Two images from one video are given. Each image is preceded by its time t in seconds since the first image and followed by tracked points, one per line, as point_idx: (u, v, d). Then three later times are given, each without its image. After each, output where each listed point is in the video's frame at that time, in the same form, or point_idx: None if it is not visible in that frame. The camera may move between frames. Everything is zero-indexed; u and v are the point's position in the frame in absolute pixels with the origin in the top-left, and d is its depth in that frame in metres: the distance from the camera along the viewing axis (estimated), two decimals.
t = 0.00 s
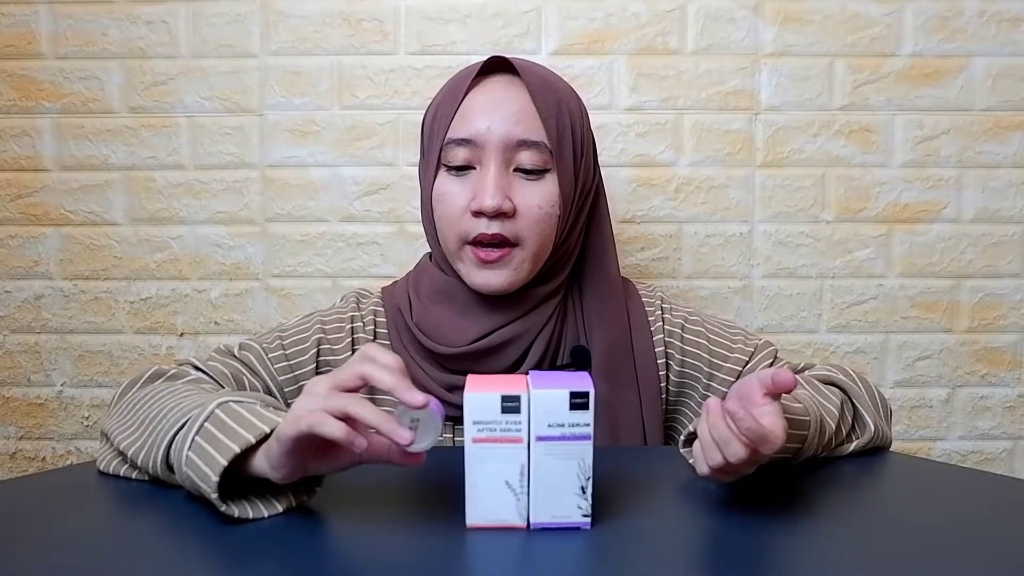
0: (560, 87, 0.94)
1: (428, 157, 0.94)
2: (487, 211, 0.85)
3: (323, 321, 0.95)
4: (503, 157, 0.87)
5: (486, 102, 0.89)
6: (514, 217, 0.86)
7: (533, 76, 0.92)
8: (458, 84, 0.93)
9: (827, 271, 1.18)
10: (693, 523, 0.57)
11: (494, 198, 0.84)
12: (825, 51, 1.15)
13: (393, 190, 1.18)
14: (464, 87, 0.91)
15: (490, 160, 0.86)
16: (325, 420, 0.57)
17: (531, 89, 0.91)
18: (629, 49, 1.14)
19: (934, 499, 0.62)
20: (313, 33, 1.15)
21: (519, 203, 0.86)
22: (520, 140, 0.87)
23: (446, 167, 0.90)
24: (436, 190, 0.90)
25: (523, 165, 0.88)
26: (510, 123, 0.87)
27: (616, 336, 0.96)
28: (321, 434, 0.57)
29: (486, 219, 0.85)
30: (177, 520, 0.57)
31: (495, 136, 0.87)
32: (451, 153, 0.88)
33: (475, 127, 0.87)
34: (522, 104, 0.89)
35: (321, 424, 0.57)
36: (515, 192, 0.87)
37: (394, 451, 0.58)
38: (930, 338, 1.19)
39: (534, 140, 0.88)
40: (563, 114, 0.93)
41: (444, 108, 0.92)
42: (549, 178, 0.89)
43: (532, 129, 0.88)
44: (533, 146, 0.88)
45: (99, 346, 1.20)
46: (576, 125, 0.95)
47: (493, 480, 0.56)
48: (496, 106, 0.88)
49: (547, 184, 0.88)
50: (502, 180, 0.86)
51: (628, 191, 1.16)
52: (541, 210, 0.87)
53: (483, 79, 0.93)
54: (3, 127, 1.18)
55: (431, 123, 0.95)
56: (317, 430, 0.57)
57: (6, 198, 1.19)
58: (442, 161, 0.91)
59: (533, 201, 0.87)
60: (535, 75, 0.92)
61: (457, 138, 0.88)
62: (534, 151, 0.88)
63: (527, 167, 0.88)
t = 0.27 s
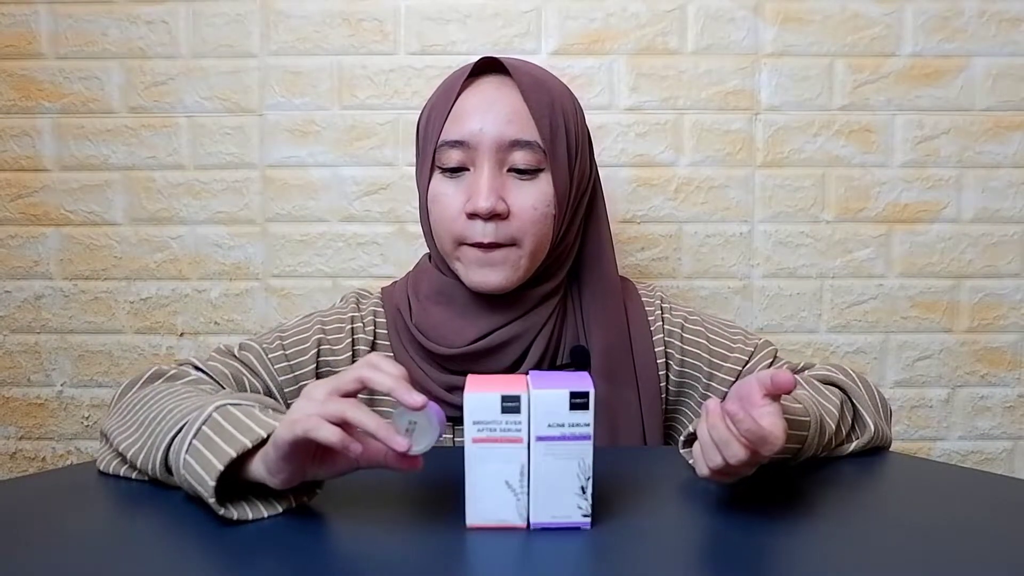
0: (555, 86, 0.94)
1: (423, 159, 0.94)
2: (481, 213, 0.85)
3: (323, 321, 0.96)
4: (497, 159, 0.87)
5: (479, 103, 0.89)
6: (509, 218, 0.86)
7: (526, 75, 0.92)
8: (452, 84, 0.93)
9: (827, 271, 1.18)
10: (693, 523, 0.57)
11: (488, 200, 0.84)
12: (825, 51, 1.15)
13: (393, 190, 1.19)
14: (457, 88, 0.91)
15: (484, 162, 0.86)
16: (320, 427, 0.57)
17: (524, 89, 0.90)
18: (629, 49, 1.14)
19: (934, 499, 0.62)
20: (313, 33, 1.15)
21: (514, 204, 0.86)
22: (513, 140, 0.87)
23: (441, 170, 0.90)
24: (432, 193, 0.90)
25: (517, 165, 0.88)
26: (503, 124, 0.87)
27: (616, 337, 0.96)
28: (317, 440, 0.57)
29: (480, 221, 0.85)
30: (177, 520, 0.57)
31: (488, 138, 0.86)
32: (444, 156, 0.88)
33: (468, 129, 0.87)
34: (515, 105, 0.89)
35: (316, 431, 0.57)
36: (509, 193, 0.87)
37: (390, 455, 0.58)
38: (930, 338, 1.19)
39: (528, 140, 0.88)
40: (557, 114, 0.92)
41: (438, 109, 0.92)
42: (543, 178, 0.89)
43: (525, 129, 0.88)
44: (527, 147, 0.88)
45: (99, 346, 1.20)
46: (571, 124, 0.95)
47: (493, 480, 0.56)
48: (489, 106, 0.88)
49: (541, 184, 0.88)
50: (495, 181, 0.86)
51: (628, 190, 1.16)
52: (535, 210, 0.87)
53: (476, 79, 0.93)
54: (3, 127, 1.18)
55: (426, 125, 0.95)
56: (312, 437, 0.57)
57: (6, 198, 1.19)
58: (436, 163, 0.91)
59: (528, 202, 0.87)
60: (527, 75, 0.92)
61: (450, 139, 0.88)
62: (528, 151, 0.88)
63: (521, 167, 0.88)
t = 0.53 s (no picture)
0: (553, 85, 0.94)
1: (422, 157, 0.94)
2: (479, 209, 0.85)
3: (322, 320, 0.96)
4: (495, 155, 0.87)
5: (476, 101, 0.89)
6: (506, 214, 0.86)
7: (523, 74, 0.92)
8: (450, 84, 0.93)
9: (827, 271, 1.18)
10: (693, 523, 0.57)
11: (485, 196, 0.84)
12: (825, 51, 1.15)
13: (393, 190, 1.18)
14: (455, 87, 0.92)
15: (481, 159, 0.87)
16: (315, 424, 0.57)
17: (522, 88, 0.91)
18: (629, 49, 1.14)
19: (934, 499, 0.62)
20: (313, 33, 1.15)
21: (511, 200, 0.86)
22: (510, 137, 0.87)
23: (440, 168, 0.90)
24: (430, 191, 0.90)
25: (515, 162, 0.88)
26: (500, 121, 0.87)
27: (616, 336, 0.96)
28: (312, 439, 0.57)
29: (478, 217, 0.85)
30: (176, 521, 0.57)
31: (485, 135, 0.87)
32: (442, 153, 0.89)
33: (465, 126, 0.87)
34: (512, 102, 0.89)
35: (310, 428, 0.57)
36: (507, 189, 0.87)
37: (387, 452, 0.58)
38: (930, 338, 1.19)
39: (526, 137, 0.88)
40: (555, 112, 0.93)
41: (437, 108, 0.92)
42: (541, 175, 0.89)
43: (523, 126, 0.88)
44: (524, 143, 0.88)
45: (99, 346, 1.20)
46: (569, 123, 0.95)
47: (493, 480, 0.56)
48: (487, 104, 0.88)
49: (539, 180, 0.88)
50: (493, 178, 0.86)
51: (628, 190, 1.16)
52: (533, 207, 0.87)
53: (475, 79, 0.93)
54: (3, 127, 1.18)
55: (425, 124, 0.95)
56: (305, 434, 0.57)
57: (6, 198, 1.19)
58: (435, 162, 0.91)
59: (526, 198, 0.87)
60: (525, 74, 0.92)
61: (447, 137, 0.88)
62: (526, 148, 0.88)
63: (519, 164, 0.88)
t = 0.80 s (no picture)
0: (569, 87, 0.94)
1: (436, 155, 0.94)
2: (498, 208, 0.85)
3: (324, 318, 0.95)
4: (514, 154, 0.87)
5: (496, 99, 0.89)
6: (524, 213, 0.86)
7: (542, 74, 0.92)
8: (467, 81, 0.94)
9: (827, 271, 1.18)
10: (693, 523, 0.57)
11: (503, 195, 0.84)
12: (825, 51, 1.15)
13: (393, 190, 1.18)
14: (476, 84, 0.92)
15: (501, 156, 0.87)
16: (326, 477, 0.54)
17: (542, 88, 0.91)
18: (629, 49, 1.14)
19: (934, 499, 0.62)
20: (313, 33, 1.15)
21: (530, 200, 0.87)
22: (532, 137, 0.87)
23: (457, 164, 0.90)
24: (446, 187, 0.90)
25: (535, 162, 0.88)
26: (520, 120, 0.87)
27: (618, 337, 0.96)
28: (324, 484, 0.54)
29: (496, 214, 0.85)
30: (176, 521, 0.57)
31: (505, 133, 0.87)
32: (460, 151, 0.89)
33: (485, 124, 0.87)
34: (532, 102, 0.89)
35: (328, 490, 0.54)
36: (525, 188, 0.87)
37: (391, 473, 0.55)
38: (930, 338, 1.19)
39: (547, 137, 0.88)
40: (573, 113, 0.93)
41: (454, 106, 0.92)
42: (559, 176, 0.89)
43: (544, 126, 0.88)
44: (544, 144, 0.88)
45: (99, 346, 1.20)
46: (584, 124, 0.95)
47: (493, 480, 0.56)
48: (507, 103, 0.88)
49: (556, 181, 0.89)
50: (513, 177, 0.86)
51: (628, 190, 1.16)
52: (551, 207, 0.87)
53: (496, 78, 0.93)
54: (3, 127, 1.18)
55: (438, 122, 0.95)
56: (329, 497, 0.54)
57: (6, 198, 1.19)
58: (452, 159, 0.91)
59: (544, 198, 0.87)
60: (543, 74, 0.92)
61: (467, 135, 0.88)
62: (546, 149, 0.88)
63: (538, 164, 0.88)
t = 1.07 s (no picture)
0: (570, 88, 0.95)
1: (437, 155, 0.94)
2: (507, 204, 0.85)
3: (332, 325, 0.95)
4: (520, 152, 0.87)
5: (501, 97, 0.89)
6: (533, 210, 0.86)
7: (544, 73, 0.93)
8: (469, 80, 0.93)
9: (827, 271, 1.18)
10: (693, 523, 0.57)
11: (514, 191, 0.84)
12: (825, 51, 1.15)
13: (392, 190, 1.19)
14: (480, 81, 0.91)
15: (508, 153, 0.87)
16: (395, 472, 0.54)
17: (546, 86, 0.91)
18: (629, 48, 1.14)
19: (935, 499, 0.62)
20: (313, 33, 1.15)
21: (538, 197, 0.87)
22: (539, 133, 0.87)
23: (462, 162, 0.90)
24: (452, 185, 0.90)
25: (541, 159, 0.88)
26: (526, 118, 0.88)
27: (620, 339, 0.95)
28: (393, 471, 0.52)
29: (505, 212, 0.85)
30: (176, 522, 0.57)
31: (512, 131, 0.87)
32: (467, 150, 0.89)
33: (492, 122, 0.87)
34: (536, 100, 0.89)
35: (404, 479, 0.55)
36: (532, 186, 0.87)
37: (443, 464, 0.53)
38: (930, 338, 1.19)
39: (553, 133, 0.88)
40: (575, 112, 0.94)
41: (457, 104, 0.92)
42: (564, 173, 0.90)
43: (550, 122, 0.89)
44: (550, 142, 0.88)
45: (99, 346, 1.20)
46: (584, 124, 0.96)
47: (493, 481, 0.55)
48: (512, 102, 0.89)
49: (563, 179, 0.89)
50: (520, 174, 0.86)
51: (628, 190, 1.16)
52: (559, 204, 0.87)
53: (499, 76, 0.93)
54: (3, 127, 1.18)
55: (440, 120, 0.95)
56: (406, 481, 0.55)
57: (6, 198, 1.19)
58: (456, 157, 0.91)
59: (552, 195, 0.87)
60: (546, 73, 0.93)
61: (473, 132, 0.88)
62: (551, 144, 0.89)
63: (544, 162, 0.89)
